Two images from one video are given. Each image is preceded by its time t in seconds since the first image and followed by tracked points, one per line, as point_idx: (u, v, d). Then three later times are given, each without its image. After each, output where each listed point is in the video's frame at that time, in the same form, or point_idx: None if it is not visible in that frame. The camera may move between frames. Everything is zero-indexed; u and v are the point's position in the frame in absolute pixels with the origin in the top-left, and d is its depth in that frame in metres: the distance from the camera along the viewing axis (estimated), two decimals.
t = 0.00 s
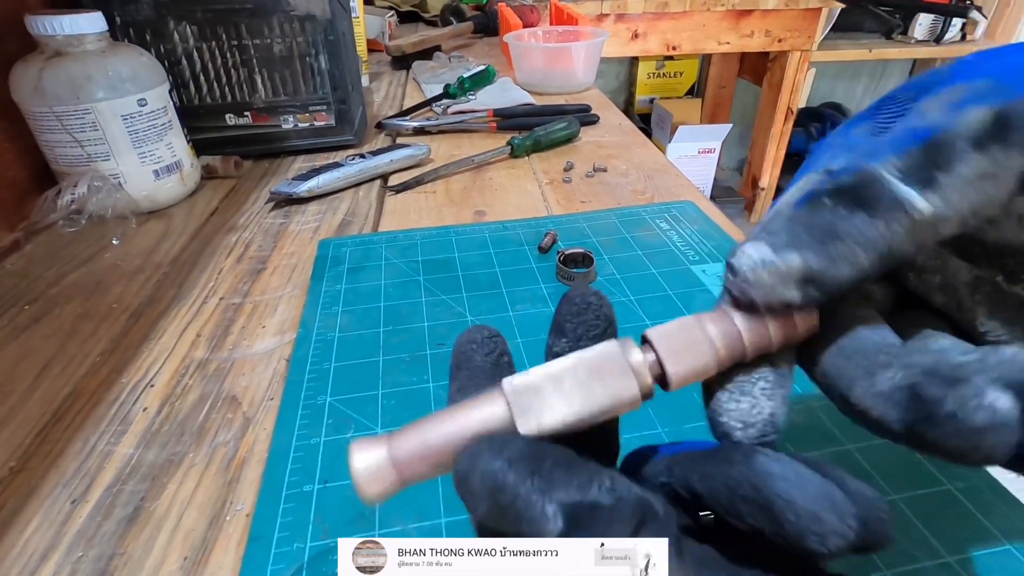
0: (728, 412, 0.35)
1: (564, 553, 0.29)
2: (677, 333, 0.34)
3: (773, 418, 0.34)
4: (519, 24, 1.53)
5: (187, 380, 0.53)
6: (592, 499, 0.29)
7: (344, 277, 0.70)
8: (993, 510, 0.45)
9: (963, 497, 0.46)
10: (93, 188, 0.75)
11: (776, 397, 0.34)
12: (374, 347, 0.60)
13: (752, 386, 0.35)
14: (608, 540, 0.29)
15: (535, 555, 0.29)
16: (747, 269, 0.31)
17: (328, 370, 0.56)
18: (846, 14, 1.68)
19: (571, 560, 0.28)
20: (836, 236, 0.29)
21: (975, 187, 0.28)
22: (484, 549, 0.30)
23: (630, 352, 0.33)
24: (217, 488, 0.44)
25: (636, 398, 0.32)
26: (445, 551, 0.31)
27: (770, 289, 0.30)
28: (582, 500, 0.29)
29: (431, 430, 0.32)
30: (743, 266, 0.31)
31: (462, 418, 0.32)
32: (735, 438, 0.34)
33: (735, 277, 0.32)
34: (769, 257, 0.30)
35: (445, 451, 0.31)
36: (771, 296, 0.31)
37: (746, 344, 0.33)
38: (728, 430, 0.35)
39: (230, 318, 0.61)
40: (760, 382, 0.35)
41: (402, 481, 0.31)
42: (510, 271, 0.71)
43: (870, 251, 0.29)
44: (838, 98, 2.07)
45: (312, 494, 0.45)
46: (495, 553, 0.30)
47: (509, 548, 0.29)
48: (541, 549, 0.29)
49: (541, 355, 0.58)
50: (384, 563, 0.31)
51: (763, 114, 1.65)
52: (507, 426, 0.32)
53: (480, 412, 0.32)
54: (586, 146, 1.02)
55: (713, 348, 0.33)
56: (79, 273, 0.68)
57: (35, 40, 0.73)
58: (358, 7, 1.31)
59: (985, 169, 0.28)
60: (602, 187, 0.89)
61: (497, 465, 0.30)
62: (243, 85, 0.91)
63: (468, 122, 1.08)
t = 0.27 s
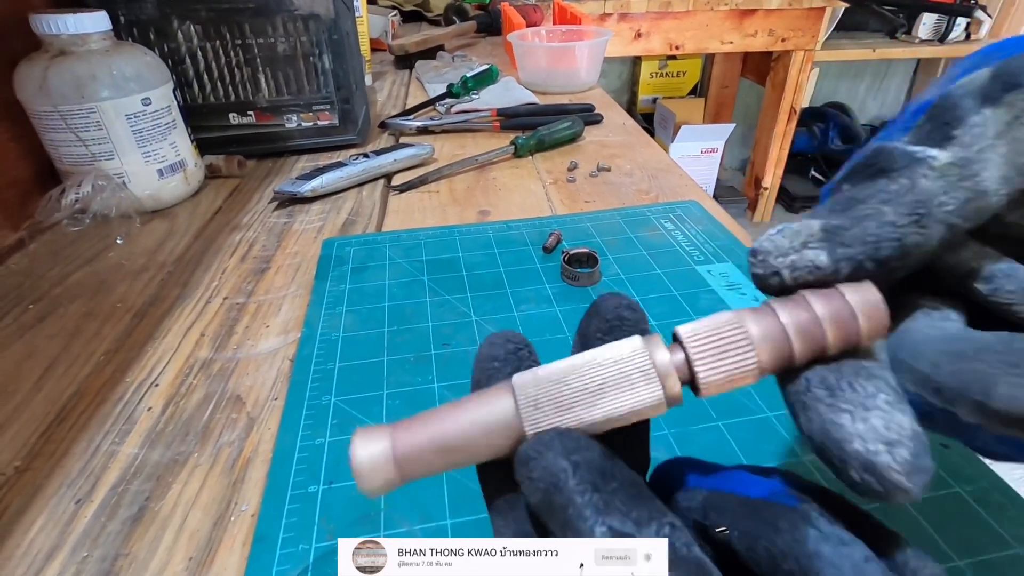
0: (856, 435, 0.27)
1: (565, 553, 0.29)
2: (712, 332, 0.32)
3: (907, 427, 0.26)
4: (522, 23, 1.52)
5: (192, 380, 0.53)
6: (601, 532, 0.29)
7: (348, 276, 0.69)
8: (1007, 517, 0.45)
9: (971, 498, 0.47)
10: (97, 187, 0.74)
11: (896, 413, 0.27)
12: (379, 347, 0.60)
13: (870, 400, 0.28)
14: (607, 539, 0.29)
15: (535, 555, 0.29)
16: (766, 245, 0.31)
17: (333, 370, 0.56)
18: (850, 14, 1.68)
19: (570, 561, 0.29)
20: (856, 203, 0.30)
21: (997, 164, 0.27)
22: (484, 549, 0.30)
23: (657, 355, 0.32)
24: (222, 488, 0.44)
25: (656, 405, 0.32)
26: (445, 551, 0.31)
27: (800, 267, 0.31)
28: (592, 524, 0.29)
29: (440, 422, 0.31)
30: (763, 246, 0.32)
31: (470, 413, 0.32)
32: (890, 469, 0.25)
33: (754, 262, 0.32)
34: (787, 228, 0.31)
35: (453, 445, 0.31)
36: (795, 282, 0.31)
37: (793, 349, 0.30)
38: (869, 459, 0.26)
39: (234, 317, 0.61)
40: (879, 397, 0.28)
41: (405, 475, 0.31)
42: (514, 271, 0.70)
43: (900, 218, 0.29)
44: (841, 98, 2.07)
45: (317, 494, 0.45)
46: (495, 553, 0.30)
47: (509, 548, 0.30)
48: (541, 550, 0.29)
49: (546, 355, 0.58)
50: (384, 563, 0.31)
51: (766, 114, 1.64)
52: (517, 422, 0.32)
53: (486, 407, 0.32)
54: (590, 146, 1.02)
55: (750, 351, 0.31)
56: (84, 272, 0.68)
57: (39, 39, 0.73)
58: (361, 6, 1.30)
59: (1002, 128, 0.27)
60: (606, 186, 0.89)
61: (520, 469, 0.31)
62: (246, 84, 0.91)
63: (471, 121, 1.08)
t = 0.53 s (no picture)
0: (894, 527, 0.23)
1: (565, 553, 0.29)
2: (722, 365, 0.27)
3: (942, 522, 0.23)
4: (525, 21, 1.52)
5: (195, 379, 0.53)
6: (600, 528, 0.28)
7: (352, 276, 0.69)
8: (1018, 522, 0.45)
9: (982, 502, 0.46)
10: (100, 186, 0.74)
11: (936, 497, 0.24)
12: (383, 347, 0.59)
13: (910, 484, 0.24)
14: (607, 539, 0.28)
15: (535, 555, 0.29)
16: (795, 263, 0.27)
17: (337, 370, 0.56)
18: (854, 13, 1.67)
19: (571, 559, 0.28)
20: (906, 217, 0.26)
21: None
22: (484, 549, 0.31)
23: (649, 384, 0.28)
24: (226, 489, 0.44)
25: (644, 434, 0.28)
26: (445, 551, 0.31)
27: (839, 292, 0.26)
28: (588, 523, 0.28)
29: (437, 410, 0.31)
30: (792, 262, 0.27)
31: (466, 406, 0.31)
32: None
33: (782, 282, 0.27)
34: (824, 244, 0.27)
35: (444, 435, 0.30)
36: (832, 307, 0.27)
37: (818, 396, 0.25)
38: (899, 560, 0.23)
39: (238, 317, 0.61)
40: (923, 479, 0.24)
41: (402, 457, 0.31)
42: (518, 271, 0.70)
43: (955, 222, 0.24)
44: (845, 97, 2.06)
45: (321, 495, 0.45)
46: (495, 553, 0.31)
47: (508, 549, 0.30)
48: (541, 549, 0.29)
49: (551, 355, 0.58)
50: (384, 563, 0.32)
51: (770, 113, 1.64)
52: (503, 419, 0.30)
53: (481, 402, 0.31)
54: (594, 145, 1.01)
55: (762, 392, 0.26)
56: (87, 271, 0.68)
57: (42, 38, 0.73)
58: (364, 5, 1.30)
59: None
60: (611, 186, 0.88)
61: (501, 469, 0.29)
62: (250, 83, 0.90)
63: (474, 120, 1.08)
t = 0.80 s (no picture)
0: (840, 465, 0.26)
1: (565, 553, 0.29)
2: (709, 327, 0.28)
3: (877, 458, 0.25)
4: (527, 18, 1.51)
5: (197, 376, 0.53)
6: (604, 470, 0.28)
7: (354, 273, 0.69)
8: None
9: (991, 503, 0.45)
10: (101, 181, 0.74)
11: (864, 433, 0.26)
12: (386, 344, 0.59)
13: (856, 428, 0.26)
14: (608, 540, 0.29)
15: (536, 555, 0.30)
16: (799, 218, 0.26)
17: (339, 367, 0.55)
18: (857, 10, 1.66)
19: (571, 560, 0.29)
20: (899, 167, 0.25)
21: None
22: (484, 549, 0.30)
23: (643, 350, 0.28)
24: (228, 486, 0.44)
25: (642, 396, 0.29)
26: (445, 551, 0.30)
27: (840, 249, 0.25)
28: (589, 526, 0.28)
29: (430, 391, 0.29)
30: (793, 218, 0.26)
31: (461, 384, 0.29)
32: (860, 506, 0.25)
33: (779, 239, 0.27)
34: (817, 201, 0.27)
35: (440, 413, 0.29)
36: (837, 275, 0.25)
37: (795, 356, 0.27)
38: (841, 492, 0.25)
39: (239, 313, 0.61)
40: (865, 424, 0.26)
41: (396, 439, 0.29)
42: (522, 268, 0.70)
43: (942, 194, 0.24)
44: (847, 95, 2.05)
45: (323, 493, 0.44)
46: (495, 553, 0.30)
47: (509, 548, 0.30)
48: (542, 549, 0.30)
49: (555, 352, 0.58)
50: (384, 563, 0.31)
51: (772, 111, 1.63)
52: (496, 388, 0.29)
53: (476, 379, 0.29)
54: (596, 142, 1.01)
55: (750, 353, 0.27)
56: (88, 266, 0.68)
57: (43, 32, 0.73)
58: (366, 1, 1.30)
59: None
60: (614, 183, 0.88)
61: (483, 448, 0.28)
62: (251, 78, 0.90)
63: (476, 117, 1.07)
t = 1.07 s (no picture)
0: (927, 428, 0.23)
1: (565, 553, 0.28)
2: (719, 308, 0.28)
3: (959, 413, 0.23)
4: (529, 17, 1.51)
5: (198, 375, 0.53)
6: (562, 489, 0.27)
7: (355, 272, 0.69)
8: None
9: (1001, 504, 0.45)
10: (102, 179, 0.74)
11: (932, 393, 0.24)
12: (387, 343, 0.59)
13: (927, 391, 0.24)
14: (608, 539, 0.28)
15: (535, 556, 0.29)
16: (772, 221, 0.29)
17: (340, 367, 0.55)
18: (859, 10, 1.66)
19: (571, 559, 0.28)
20: (870, 172, 0.28)
21: None
22: (483, 549, 0.30)
23: (648, 334, 0.29)
24: (229, 486, 0.44)
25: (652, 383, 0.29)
26: (445, 551, 0.31)
27: (814, 241, 0.28)
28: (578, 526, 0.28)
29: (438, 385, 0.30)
30: (768, 222, 0.29)
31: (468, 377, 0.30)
32: (962, 468, 0.23)
33: (762, 239, 0.29)
34: (796, 201, 0.29)
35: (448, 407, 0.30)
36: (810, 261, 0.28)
37: (813, 333, 0.26)
38: (937, 457, 0.23)
39: (240, 312, 0.61)
40: (935, 387, 0.24)
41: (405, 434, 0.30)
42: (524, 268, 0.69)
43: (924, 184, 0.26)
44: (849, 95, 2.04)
45: (325, 493, 0.44)
46: (495, 553, 0.30)
47: (509, 548, 0.30)
48: (541, 549, 0.29)
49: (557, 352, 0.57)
50: (384, 563, 0.31)
51: (773, 110, 1.62)
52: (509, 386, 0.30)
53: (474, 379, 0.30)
54: (598, 141, 1.01)
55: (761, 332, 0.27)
56: (90, 265, 0.67)
57: (43, 30, 0.72)
58: None
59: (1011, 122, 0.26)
60: (616, 182, 0.88)
61: (483, 436, 0.28)
62: (252, 77, 0.90)
63: (478, 116, 1.07)
